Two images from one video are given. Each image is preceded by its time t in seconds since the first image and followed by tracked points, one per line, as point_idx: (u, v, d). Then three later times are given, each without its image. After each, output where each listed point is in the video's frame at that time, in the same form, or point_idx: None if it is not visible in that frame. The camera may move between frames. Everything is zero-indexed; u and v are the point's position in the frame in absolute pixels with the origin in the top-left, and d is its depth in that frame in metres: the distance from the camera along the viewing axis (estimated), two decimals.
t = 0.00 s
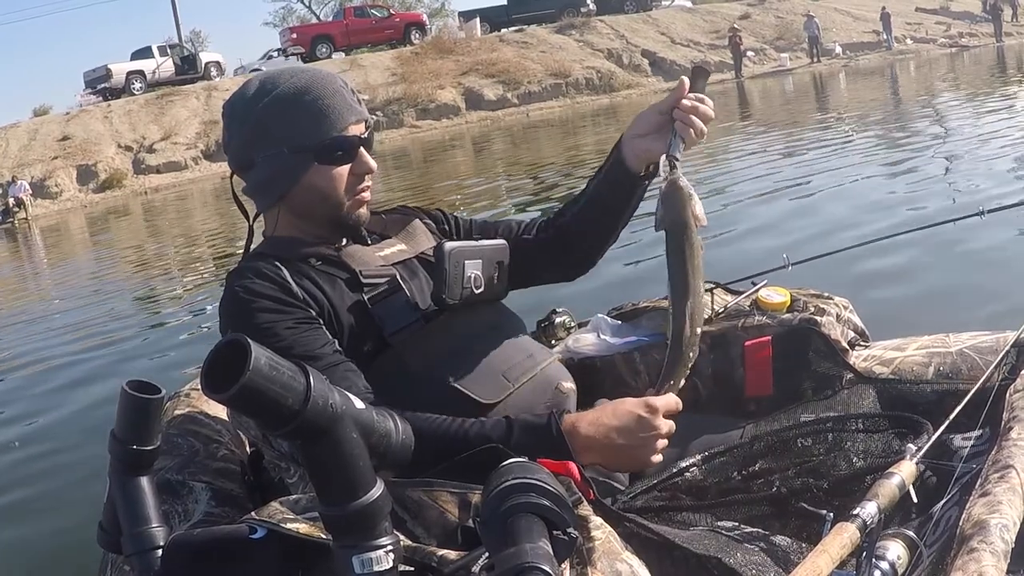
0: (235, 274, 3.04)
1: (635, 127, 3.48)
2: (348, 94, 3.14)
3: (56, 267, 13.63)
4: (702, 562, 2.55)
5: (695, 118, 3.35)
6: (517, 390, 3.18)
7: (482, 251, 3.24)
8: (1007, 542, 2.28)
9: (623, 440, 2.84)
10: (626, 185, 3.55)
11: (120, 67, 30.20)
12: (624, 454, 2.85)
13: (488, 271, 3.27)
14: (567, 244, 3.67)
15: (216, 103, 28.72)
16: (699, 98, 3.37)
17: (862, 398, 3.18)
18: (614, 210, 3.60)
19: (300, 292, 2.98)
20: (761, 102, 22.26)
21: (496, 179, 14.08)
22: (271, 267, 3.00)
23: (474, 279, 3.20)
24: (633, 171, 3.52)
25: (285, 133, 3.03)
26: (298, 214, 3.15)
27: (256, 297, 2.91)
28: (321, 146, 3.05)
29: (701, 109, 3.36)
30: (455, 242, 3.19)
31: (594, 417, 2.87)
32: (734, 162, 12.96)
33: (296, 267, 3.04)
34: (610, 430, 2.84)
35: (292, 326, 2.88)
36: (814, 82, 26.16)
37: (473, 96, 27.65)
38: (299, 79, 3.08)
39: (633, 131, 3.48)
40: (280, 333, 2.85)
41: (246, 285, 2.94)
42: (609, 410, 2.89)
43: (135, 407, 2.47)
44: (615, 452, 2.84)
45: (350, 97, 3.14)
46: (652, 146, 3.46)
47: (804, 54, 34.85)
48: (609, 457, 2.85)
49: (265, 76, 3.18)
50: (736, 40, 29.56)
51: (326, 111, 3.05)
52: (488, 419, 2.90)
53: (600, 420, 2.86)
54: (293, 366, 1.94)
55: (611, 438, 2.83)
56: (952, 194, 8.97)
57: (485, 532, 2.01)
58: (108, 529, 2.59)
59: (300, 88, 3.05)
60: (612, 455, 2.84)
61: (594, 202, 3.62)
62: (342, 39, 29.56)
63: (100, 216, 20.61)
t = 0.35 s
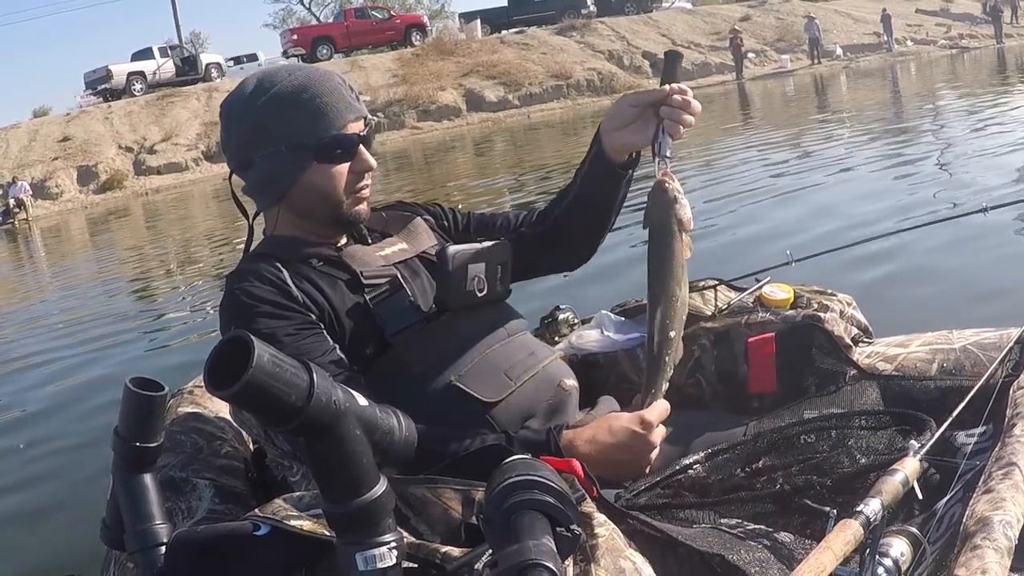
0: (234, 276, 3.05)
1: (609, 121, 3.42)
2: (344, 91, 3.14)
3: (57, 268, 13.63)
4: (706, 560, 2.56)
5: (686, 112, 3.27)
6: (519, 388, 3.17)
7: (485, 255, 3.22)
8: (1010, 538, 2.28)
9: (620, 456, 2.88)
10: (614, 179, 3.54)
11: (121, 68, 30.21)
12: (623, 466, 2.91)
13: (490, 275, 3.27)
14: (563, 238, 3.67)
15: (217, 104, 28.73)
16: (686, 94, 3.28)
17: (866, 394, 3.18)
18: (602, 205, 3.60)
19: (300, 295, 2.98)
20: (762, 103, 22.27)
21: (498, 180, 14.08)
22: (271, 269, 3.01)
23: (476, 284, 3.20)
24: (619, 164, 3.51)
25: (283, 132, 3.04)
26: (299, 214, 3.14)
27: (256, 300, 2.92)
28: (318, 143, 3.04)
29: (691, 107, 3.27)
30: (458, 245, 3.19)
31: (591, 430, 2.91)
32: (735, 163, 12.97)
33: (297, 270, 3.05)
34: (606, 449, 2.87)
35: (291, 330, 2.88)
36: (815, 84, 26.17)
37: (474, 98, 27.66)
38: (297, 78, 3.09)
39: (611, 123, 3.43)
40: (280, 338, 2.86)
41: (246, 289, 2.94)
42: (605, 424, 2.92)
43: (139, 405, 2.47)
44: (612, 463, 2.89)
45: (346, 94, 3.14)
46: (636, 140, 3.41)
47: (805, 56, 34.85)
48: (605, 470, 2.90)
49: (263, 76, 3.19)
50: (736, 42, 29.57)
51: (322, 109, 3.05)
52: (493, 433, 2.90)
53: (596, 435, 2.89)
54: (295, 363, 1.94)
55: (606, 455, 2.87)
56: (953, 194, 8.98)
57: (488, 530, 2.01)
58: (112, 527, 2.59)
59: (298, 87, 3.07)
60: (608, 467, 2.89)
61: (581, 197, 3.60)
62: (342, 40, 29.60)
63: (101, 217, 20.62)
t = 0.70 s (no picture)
0: (238, 276, 3.05)
1: (613, 171, 3.50)
2: (367, 100, 3.14)
3: (57, 270, 13.62)
4: (705, 562, 2.55)
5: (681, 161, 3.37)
6: (518, 390, 3.19)
7: (488, 261, 3.22)
8: (1009, 539, 2.28)
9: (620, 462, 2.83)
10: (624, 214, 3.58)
11: (120, 69, 30.22)
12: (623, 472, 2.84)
13: (494, 279, 3.26)
14: (570, 262, 3.67)
15: (216, 105, 28.73)
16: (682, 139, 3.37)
17: (863, 394, 3.18)
18: (611, 233, 3.62)
19: (304, 299, 2.98)
20: (761, 105, 22.29)
21: (497, 182, 14.08)
22: (276, 271, 3.01)
23: (479, 292, 3.19)
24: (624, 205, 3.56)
25: (301, 134, 3.03)
26: (310, 214, 3.14)
27: (259, 302, 2.91)
28: (338, 151, 3.05)
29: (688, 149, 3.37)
30: (464, 252, 3.18)
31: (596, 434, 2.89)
32: (734, 164, 12.97)
33: (301, 272, 3.05)
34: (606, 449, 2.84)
35: (297, 335, 2.88)
36: (814, 86, 26.20)
37: (474, 100, 27.67)
38: (318, 80, 3.08)
39: (616, 174, 3.50)
40: (284, 340, 2.86)
41: (251, 290, 2.94)
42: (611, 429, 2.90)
43: (138, 408, 2.47)
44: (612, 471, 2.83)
45: (369, 103, 3.14)
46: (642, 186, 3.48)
47: (804, 57, 34.87)
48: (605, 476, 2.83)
49: (281, 74, 3.17)
50: (735, 43, 29.58)
51: (342, 118, 3.05)
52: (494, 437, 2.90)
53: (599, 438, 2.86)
54: (296, 366, 1.94)
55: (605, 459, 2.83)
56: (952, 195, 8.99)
57: (489, 532, 2.01)
58: (112, 529, 2.59)
59: (320, 89, 3.05)
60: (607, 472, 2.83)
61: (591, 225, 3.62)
62: (341, 42, 29.44)
63: (100, 218, 20.62)
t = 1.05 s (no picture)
0: (237, 274, 3.04)
1: (627, 170, 3.51)
2: (372, 102, 3.15)
3: (57, 267, 13.62)
4: (700, 565, 2.56)
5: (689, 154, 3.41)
6: (516, 391, 3.19)
7: (487, 263, 3.20)
8: (1003, 544, 2.29)
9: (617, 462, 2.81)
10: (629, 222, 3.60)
11: (120, 66, 30.19)
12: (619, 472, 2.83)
13: (492, 281, 3.25)
14: (571, 266, 3.68)
15: (216, 102, 28.74)
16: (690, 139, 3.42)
17: (859, 399, 3.19)
18: (614, 240, 3.64)
19: (303, 297, 2.98)
20: (762, 101, 22.26)
21: (497, 179, 14.07)
22: (275, 270, 3.00)
23: (477, 295, 3.19)
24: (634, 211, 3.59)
25: (306, 134, 3.03)
26: (312, 213, 3.13)
27: (257, 300, 2.91)
28: (343, 152, 3.06)
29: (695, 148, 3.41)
30: (462, 253, 3.17)
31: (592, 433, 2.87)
32: (733, 162, 12.96)
33: (301, 270, 3.04)
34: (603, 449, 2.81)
35: (297, 335, 2.88)
36: (814, 82, 26.16)
37: (474, 95, 27.63)
38: (323, 80, 3.07)
39: (627, 174, 3.52)
40: (283, 338, 2.86)
41: (249, 288, 2.94)
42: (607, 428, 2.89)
43: (134, 405, 2.47)
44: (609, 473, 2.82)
45: (374, 105, 3.15)
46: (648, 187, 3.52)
47: (805, 54, 34.82)
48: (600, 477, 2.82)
49: (285, 72, 3.16)
50: (736, 39, 29.52)
51: (348, 119, 3.06)
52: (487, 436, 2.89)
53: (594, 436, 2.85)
54: (293, 366, 1.94)
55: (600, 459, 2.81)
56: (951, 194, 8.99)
57: (483, 533, 2.00)
58: (106, 527, 2.59)
59: (326, 90, 3.05)
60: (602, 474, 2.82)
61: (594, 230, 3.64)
62: (342, 39, 29.50)
63: (100, 215, 20.61)
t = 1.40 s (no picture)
0: (237, 273, 3.05)
1: (621, 127, 3.50)
2: (365, 100, 3.13)
3: (59, 270, 13.63)
4: (706, 563, 2.56)
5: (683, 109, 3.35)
6: (519, 389, 3.17)
7: (487, 261, 3.21)
8: (1009, 540, 2.28)
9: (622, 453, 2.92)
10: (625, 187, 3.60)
11: (121, 69, 30.22)
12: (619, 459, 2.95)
13: (494, 280, 3.26)
14: (566, 249, 3.68)
15: (217, 105, 28.76)
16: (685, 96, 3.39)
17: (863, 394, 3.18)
18: (611, 211, 3.64)
19: (303, 296, 2.98)
20: (764, 102, 22.26)
21: (499, 181, 14.07)
22: (276, 269, 3.01)
23: (479, 292, 3.20)
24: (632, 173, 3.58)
25: (298, 137, 3.02)
26: (311, 214, 3.14)
27: (258, 299, 2.91)
28: (338, 153, 3.06)
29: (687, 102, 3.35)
30: (463, 252, 3.19)
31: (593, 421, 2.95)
32: (734, 163, 12.96)
33: (303, 270, 3.05)
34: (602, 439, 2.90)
35: (298, 332, 2.89)
36: (815, 83, 26.16)
37: (476, 97, 27.63)
38: (315, 79, 3.06)
39: (623, 136, 3.51)
40: (285, 337, 2.86)
41: (251, 288, 2.94)
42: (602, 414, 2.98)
43: (138, 406, 2.47)
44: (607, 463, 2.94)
45: (367, 103, 3.14)
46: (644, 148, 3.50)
47: (806, 55, 34.82)
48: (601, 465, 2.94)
49: (276, 74, 3.15)
50: (737, 41, 29.52)
51: (341, 119, 3.04)
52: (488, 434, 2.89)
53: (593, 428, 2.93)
54: (296, 365, 1.95)
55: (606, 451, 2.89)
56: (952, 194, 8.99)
57: (488, 531, 2.01)
58: (111, 527, 2.59)
59: (317, 89, 3.04)
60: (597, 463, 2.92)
61: (590, 202, 3.63)
62: (342, 41, 29.53)
63: (101, 218, 20.63)
